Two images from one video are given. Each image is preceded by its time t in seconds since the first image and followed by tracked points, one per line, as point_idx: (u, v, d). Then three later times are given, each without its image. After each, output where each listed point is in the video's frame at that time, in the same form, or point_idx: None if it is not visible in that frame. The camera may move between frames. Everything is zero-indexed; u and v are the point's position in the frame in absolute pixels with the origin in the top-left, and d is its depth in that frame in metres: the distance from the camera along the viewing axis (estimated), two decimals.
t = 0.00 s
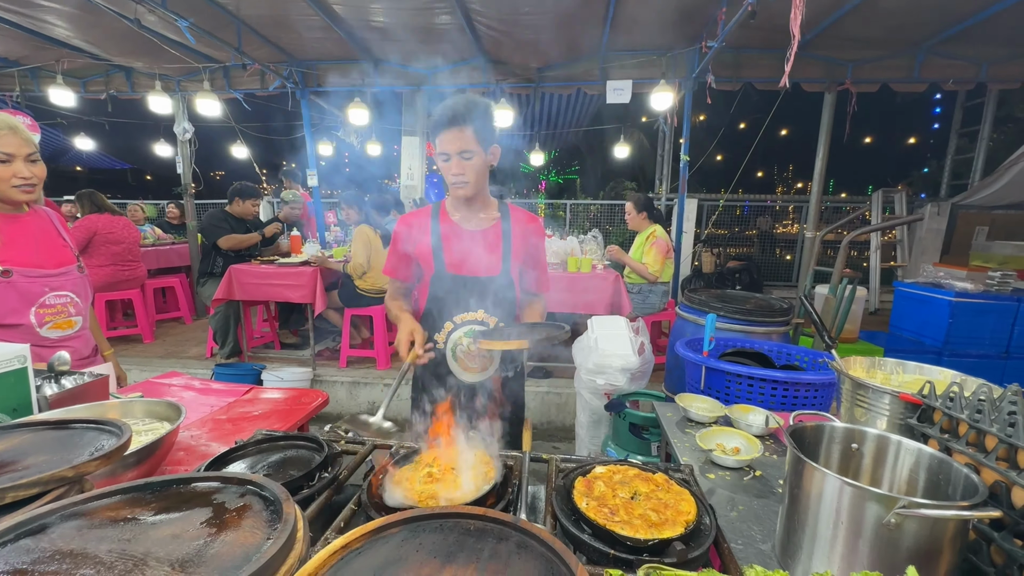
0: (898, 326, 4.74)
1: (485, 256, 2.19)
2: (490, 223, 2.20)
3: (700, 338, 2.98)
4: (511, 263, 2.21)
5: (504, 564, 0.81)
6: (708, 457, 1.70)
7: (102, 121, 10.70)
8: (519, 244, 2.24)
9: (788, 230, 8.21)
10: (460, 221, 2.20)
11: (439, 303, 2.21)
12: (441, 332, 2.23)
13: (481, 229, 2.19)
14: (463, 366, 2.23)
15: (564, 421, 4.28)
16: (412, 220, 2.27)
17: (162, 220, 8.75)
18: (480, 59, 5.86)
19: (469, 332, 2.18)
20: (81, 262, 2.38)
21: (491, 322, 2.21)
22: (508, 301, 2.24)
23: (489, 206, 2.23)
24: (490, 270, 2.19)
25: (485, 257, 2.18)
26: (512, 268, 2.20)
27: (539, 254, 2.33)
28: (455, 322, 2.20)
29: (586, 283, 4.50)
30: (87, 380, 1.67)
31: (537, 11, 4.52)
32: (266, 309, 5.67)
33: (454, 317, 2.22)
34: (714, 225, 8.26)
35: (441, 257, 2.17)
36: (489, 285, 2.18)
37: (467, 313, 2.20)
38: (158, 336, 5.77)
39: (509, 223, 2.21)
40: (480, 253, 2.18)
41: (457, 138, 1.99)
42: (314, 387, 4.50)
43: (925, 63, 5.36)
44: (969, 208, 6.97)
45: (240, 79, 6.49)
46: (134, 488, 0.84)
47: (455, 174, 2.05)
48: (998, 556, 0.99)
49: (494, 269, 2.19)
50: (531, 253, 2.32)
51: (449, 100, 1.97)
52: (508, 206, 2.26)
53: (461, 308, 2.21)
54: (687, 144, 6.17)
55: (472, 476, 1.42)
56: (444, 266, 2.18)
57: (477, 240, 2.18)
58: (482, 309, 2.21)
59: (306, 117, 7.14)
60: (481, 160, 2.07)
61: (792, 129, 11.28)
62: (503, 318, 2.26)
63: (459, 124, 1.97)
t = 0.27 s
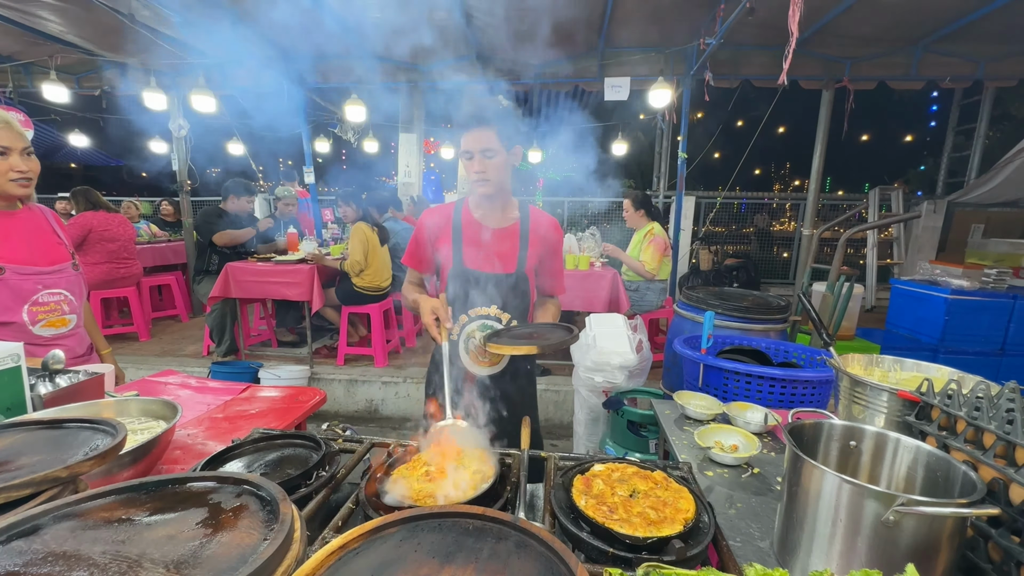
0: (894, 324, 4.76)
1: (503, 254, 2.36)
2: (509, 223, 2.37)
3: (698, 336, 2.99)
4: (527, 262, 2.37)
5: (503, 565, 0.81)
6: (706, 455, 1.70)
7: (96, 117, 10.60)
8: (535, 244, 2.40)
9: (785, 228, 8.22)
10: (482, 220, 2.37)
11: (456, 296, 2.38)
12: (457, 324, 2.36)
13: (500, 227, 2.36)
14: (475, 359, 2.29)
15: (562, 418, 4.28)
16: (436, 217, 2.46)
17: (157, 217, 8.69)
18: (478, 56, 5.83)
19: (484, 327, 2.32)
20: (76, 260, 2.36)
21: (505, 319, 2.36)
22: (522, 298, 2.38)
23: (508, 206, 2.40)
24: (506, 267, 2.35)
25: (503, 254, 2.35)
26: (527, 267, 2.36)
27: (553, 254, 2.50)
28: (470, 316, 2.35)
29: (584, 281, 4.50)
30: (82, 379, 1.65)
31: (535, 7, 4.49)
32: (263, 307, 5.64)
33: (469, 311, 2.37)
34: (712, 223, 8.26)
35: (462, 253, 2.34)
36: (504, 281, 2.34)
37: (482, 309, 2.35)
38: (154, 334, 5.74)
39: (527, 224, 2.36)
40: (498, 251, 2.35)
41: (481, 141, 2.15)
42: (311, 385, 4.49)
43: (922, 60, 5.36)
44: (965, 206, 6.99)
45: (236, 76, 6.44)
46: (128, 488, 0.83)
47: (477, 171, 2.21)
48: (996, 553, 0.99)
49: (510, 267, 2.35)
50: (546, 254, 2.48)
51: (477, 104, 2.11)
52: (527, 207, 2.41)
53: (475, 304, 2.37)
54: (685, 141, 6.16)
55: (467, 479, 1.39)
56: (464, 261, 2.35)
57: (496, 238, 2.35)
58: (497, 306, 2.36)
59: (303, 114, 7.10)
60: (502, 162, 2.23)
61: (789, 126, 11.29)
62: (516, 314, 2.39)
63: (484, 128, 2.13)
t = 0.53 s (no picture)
0: (892, 322, 4.78)
1: (512, 253, 2.36)
2: (518, 222, 2.37)
3: (696, 334, 2.99)
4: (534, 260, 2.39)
5: (502, 565, 0.80)
6: (705, 453, 1.70)
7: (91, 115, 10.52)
8: (543, 243, 2.42)
9: (783, 226, 8.24)
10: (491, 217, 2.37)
11: (463, 292, 2.38)
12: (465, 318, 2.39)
13: (508, 227, 2.36)
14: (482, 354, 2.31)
15: (561, 416, 4.29)
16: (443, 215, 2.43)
17: (153, 215, 8.64)
18: (475, 53, 5.80)
19: (490, 322, 2.33)
20: (73, 257, 2.34)
21: (511, 315, 2.36)
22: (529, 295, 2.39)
23: (516, 206, 2.39)
24: (514, 265, 2.36)
25: (511, 252, 2.36)
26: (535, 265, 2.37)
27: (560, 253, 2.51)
28: (478, 310, 2.37)
29: (582, 279, 4.50)
30: (78, 378, 1.64)
31: (533, 4, 4.47)
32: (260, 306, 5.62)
33: (477, 306, 2.38)
34: (709, 221, 8.27)
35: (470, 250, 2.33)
36: (513, 278, 2.34)
37: (491, 304, 2.35)
38: (151, 333, 5.72)
39: (535, 223, 2.38)
40: (507, 249, 2.35)
41: (492, 138, 2.14)
42: (309, 383, 4.48)
43: (920, 58, 5.36)
44: (962, 204, 7.01)
45: (232, 73, 6.41)
46: (123, 489, 0.82)
47: (486, 169, 2.20)
48: (995, 551, 0.99)
49: (518, 265, 2.36)
50: (553, 252, 2.49)
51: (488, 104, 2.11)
52: (535, 206, 2.42)
53: (484, 300, 2.37)
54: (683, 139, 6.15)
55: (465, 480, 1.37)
56: (472, 258, 2.35)
57: (505, 235, 2.35)
58: (506, 302, 2.36)
59: (300, 111, 7.06)
60: (512, 159, 2.21)
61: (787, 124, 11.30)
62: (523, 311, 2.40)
63: (496, 126, 2.12)
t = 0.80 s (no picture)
0: (891, 320, 4.78)
1: (515, 254, 2.36)
2: (521, 223, 2.36)
3: (695, 333, 2.98)
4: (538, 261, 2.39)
5: (502, 566, 0.80)
6: (704, 452, 1.70)
7: (89, 113, 10.48)
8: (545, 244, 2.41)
9: (782, 225, 8.24)
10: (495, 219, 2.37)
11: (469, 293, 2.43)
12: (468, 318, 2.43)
13: (512, 229, 2.35)
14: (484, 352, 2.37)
15: (560, 415, 4.29)
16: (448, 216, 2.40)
17: (151, 214, 8.62)
18: (474, 52, 5.80)
19: (493, 322, 2.38)
20: (72, 255, 2.34)
21: (515, 316, 2.38)
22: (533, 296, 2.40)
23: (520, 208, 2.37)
24: (518, 266, 2.36)
25: (515, 253, 2.36)
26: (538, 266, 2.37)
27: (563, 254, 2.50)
28: (482, 311, 2.40)
29: (581, 278, 4.49)
30: (75, 379, 1.63)
31: (533, 2, 4.46)
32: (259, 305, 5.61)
33: (482, 306, 2.42)
34: (709, 220, 8.26)
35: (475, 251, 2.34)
36: (517, 279, 2.35)
37: (495, 305, 2.38)
38: (150, 332, 5.70)
39: (538, 224, 2.36)
40: (510, 250, 2.35)
41: (497, 139, 2.13)
42: (308, 382, 4.47)
43: (920, 57, 5.36)
44: (961, 203, 7.02)
45: (231, 71, 6.39)
46: (120, 490, 0.81)
47: (490, 170, 2.18)
48: (994, 550, 0.99)
49: (522, 266, 2.37)
50: (556, 254, 2.49)
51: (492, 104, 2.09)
52: (538, 206, 2.40)
53: (489, 300, 2.41)
54: (683, 138, 6.14)
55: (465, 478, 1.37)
56: (477, 259, 2.36)
57: (509, 237, 2.35)
58: (509, 302, 2.37)
59: (299, 110, 7.04)
60: (517, 159, 2.21)
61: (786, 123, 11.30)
62: (527, 312, 2.42)
63: (501, 127, 2.11)
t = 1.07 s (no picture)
0: (890, 319, 4.78)
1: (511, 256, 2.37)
2: (519, 225, 2.37)
3: (695, 331, 2.98)
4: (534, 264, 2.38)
5: (502, 567, 0.80)
6: (704, 451, 1.70)
7: (87, 112, 10.44)
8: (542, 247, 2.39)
9: (781, 224, 8.25)
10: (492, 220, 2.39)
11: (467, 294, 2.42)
12: (464, 321, 2.42)
13: (509, 230, 2.36)
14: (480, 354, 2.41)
15: (559, 414, 4.29)
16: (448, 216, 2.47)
17: (150, 213, 8.60)
18: (474, 50, 5.78)
19: (489, 325, 2.36)
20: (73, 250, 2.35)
21: (511, 319, 2.38)
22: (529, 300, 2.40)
23: (520, 208, 2.38)
24: (513, 269, 2.37)
25: (511, 255, 2.36)
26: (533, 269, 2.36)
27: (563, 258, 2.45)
28: (478, 313, 2.40)
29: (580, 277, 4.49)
30: (73, 378, 1.62)
31: None
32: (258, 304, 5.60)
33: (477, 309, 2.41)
34: (708, 219, 8.26)
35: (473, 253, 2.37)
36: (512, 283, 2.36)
37: (490, 308, 2.39)
38: (148, 331, 5.69)
39: (536, 225, 2.36)
40: (507, 252, 2.36)
41: (501, 138, 2.15)
42: (307, 381, 4.47)
43: (920, 55, 5.35)
44: (960, 201, 7.02)
45: (229, 70, 6.38)
46: (118, 491, 0.81)
47: (494, 168, 2.19)
48: (994, 549, 0.99)
49: (517, 268, 2.37)
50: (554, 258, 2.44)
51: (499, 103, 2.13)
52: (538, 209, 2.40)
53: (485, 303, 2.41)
54: (682, 136, 6.13)
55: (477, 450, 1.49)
56: (473, 261, 2.38)
57: (507, 239, 2.36)
58: (505, 306, 2.38)
59: (297, 108, 7.01)
60: (520, 160, 2.22)
61: (786, 121, 11.30)
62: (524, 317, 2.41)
63: (503, 127, 2.14)
